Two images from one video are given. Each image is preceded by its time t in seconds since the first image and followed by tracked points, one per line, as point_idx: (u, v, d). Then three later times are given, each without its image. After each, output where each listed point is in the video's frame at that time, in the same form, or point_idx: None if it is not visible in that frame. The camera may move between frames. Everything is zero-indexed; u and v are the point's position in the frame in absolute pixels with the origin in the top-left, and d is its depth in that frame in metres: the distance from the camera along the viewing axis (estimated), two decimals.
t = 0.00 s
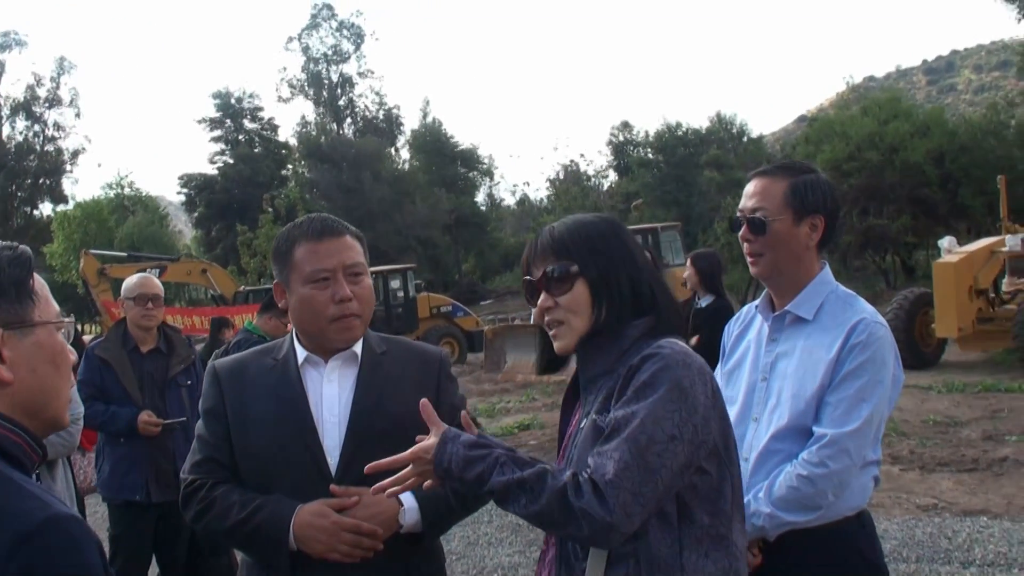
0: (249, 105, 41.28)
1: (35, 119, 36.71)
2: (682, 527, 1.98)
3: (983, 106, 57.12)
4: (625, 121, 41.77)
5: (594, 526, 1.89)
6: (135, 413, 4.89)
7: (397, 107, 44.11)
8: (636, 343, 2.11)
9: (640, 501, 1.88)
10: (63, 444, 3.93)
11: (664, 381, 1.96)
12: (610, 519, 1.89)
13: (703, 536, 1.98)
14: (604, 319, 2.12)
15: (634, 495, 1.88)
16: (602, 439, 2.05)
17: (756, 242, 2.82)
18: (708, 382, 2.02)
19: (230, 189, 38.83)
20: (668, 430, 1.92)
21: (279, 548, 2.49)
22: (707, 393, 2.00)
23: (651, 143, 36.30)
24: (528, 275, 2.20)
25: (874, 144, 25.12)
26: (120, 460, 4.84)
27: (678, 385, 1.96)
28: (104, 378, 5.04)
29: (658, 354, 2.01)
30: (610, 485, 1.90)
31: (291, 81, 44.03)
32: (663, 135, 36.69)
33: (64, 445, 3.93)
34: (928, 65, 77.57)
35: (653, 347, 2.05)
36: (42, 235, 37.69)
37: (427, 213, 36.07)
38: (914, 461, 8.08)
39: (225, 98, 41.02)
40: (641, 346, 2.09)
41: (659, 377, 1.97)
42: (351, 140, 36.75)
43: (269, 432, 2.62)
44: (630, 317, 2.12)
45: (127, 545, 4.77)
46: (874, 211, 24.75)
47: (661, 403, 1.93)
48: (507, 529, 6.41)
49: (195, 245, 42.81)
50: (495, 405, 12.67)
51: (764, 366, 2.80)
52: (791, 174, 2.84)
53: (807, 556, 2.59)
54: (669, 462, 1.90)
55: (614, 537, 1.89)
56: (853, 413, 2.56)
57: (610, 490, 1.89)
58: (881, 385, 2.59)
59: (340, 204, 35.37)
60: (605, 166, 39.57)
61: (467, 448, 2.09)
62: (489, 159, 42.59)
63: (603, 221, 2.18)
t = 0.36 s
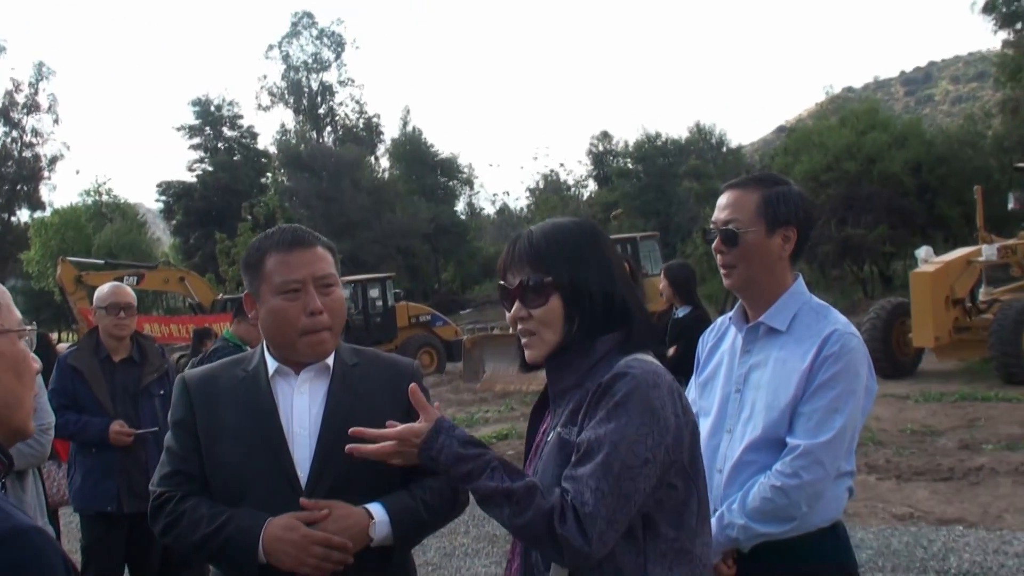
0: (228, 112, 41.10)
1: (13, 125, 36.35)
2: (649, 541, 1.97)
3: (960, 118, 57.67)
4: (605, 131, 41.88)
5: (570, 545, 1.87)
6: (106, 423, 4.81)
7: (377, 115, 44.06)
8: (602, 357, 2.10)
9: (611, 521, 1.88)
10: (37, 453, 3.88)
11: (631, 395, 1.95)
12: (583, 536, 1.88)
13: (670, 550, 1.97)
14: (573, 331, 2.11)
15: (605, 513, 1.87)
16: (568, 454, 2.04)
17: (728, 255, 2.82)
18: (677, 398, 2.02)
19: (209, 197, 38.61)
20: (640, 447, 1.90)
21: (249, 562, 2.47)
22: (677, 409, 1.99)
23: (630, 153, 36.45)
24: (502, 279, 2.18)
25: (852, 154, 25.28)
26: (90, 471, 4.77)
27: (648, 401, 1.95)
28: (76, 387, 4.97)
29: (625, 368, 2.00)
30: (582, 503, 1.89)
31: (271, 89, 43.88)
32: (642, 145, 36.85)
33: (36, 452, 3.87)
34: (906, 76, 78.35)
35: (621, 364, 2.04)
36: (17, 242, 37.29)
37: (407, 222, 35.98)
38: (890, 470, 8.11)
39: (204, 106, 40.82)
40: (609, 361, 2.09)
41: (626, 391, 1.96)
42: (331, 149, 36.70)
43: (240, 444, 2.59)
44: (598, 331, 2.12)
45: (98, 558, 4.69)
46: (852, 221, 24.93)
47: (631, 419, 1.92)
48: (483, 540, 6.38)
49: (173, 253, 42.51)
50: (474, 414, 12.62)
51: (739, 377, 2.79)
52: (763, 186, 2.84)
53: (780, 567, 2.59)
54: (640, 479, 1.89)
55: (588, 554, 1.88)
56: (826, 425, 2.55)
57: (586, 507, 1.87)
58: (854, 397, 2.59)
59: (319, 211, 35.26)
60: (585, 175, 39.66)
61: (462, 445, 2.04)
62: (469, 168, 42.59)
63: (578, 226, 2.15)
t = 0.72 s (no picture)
0: (202, 118, 40.80)
1: None
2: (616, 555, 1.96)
3: (931, 131, 58.41)
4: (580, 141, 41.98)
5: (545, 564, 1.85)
6: (72, 431, 4.73)
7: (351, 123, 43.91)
8: (586, 372, 2.10)
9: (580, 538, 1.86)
10: None
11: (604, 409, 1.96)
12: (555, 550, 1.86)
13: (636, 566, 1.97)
14: (560, 342, 2.12)
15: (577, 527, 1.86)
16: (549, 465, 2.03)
17: (700, 267, 2.83)
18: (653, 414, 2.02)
19: (182, 203, 38.29)
20: (610, 462, 1.91)
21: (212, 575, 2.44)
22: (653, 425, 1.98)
23: (605, 163, 36.62)
24: (504, 279, 2.19)
25: (824, 166, 25.49)
26: (57, 478, 4.70)
27: (621, 417, 1.96)
28: (42, 395, 4.88)
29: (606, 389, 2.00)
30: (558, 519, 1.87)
31: (245, 96, 43.62)
32: (617, 155, 37.00)
33: None
34: (878, 89, 79.25)
35: (606, 383, 2.04)
36: None
37: (381, 230, 35.83)
38: (860, 482, 8.17)
39: (177, 111, 40.51)
40: (591, 378, 2.09)
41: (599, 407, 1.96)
42: (305, 156, 36.56)
43: (204, 454, 2.56)
44: (580, 345, 2.12)
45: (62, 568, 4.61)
46: (824, 233, 25.16)
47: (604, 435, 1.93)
48: (454, 550, 6.35)
49: (144, 259, 42.11)
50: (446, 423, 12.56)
51: (708, 390, 2.79)
52: (735, 199, 2.85)
53: None
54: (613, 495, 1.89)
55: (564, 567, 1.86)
56: (795, 438, 2.55)
57: (560, 517, 1.84)
58: (824, 411, 2.60)
59: (292, 218, 35.08)
60: (560, 185, 39.72)
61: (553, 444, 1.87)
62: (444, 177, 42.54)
63: (565, 232, 2.14)
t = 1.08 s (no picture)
0: (173, 128, 40.50)
1: None
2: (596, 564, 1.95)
3: (902, 139, 59.13)
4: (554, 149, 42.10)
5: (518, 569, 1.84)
6: (41, 444, 4.65)
7: (324, 132, 43.76)
8: (568, 382, 2.09)
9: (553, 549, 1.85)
10: None
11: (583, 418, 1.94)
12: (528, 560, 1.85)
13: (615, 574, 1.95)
14: (545, 346, 2.10)
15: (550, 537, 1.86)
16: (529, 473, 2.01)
17: (670, 274, 2.83)
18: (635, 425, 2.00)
19: (154, 214, 37.95)
20: (590, 471, 1.90)
21: None
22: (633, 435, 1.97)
23: (578, 172, 36.77)
24: (494, 284, 2.18)
25: (797, 174, 25.66)
26: (26, 491, 4.62)
27: (599, 424, 1.94)
28: (11, 408, 4.80)
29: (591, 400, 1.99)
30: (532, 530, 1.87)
31: (217, 105, 43.34)
32: (590, 164, 37.14)
33: None
34: (850, 97, 80.14)
35: (588, 395, 2.02)
36: None
37: (354, 239, 35.68)
38: (832, 487, 8.22)
39: (149, 122, 40.20)
40: (575, 386, 2.08)
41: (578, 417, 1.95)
42: (277, 166, 36.39)
43: (174, 465, 2.53)
44: (563, 353, 2.11)
45: None
46: (797, 240, 25.34)
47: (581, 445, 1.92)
48: (428, 560, 6.31)
49: (116, 271, 41.70)
50: (420, 432, 12.49)
51: (681, 397, 2.80)
52: (705, 207, 2.86)
53: None
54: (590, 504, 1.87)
55: None
56: (767, 445, 2.56)
57: (534, 528, 1.83)
58: (794, 418, 2.60)
59: (265, 229, 34.88)
60: (534, 193, 39.78)
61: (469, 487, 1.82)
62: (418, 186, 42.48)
63: (548, 239, 2.14)
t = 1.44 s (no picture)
0: (147, 128, 40.15)
1: None
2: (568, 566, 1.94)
3: (875, 145, 59.77)
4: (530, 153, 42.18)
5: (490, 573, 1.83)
6: (11, 446, 4.58)
7: (299, 134, 43.55)
8: (538, 382, 2.06)
9: (523, 554, 1.84)
10: None
11: (559, 421, 1.93)
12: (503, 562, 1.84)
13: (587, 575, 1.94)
14: (520, 347, 2.09)
15: (520, 541, 1.85)
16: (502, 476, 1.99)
17: (644, 277, 2.83)
18: (608, 432, 1.99)
19: (127, 215, 37.60)
20: (563, 476, 1.89)
21: None
22: (605, 440, 1.96)
23: (554, 175, 36.84)
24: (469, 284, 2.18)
25: (771, 179, 25.78)
26: None
27: (572, 428, 1.93)
28: None
29: (565, 401, 1.97)
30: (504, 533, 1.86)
31: (191, 106, 43.00)
32: (566, 167, 37.23)
33: None
34: (824, 103, 80.82)
35: (564, 395, 2.00)
36: None
37: (329, 241, 35.50)
38: (805, 492, 8.27)
39: (122, 122, 39.83)
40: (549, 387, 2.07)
41: (551, 421, 1.93)
42: (252, 167, 36.16)
43: (143, 469, 2.50)
44: (538, 357, 2.09)
45: None
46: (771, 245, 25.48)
47: (554, 449, 1.90)
48: (400, 563, 6.30)
49: (88, 271, 41.24)
50: (394, 436, 12.45)
51: (655, 401, 2.79)
52: (680, 210, 2.86)
53: None
54: (563, 509, 1.87)
55: None
56: (740, 449, 2.56)
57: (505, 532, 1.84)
58: (767, 422, 2.61)
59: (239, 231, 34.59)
60: (509, 196, 39.82)
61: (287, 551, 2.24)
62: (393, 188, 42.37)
63: (528, 245, 2.13)
